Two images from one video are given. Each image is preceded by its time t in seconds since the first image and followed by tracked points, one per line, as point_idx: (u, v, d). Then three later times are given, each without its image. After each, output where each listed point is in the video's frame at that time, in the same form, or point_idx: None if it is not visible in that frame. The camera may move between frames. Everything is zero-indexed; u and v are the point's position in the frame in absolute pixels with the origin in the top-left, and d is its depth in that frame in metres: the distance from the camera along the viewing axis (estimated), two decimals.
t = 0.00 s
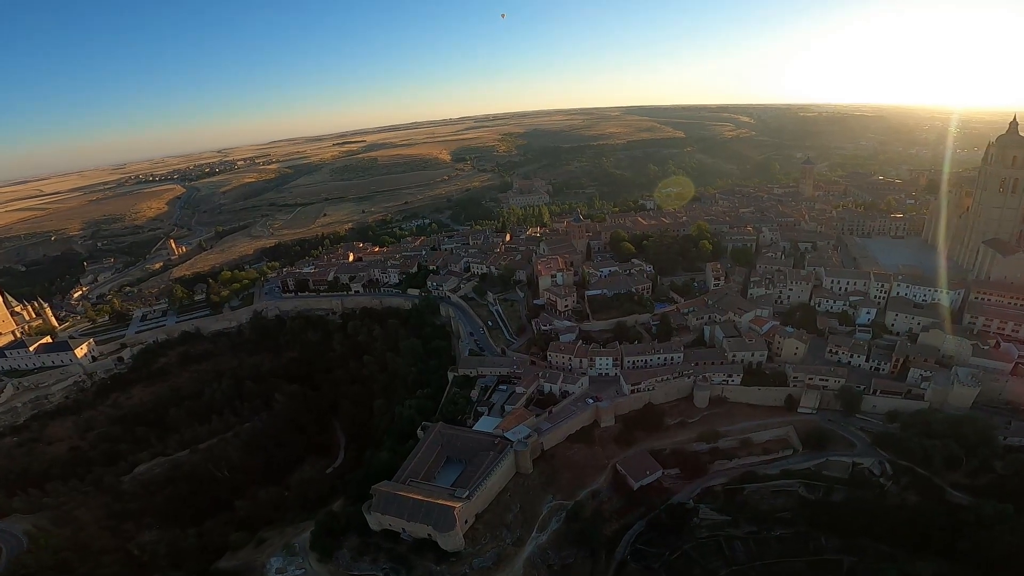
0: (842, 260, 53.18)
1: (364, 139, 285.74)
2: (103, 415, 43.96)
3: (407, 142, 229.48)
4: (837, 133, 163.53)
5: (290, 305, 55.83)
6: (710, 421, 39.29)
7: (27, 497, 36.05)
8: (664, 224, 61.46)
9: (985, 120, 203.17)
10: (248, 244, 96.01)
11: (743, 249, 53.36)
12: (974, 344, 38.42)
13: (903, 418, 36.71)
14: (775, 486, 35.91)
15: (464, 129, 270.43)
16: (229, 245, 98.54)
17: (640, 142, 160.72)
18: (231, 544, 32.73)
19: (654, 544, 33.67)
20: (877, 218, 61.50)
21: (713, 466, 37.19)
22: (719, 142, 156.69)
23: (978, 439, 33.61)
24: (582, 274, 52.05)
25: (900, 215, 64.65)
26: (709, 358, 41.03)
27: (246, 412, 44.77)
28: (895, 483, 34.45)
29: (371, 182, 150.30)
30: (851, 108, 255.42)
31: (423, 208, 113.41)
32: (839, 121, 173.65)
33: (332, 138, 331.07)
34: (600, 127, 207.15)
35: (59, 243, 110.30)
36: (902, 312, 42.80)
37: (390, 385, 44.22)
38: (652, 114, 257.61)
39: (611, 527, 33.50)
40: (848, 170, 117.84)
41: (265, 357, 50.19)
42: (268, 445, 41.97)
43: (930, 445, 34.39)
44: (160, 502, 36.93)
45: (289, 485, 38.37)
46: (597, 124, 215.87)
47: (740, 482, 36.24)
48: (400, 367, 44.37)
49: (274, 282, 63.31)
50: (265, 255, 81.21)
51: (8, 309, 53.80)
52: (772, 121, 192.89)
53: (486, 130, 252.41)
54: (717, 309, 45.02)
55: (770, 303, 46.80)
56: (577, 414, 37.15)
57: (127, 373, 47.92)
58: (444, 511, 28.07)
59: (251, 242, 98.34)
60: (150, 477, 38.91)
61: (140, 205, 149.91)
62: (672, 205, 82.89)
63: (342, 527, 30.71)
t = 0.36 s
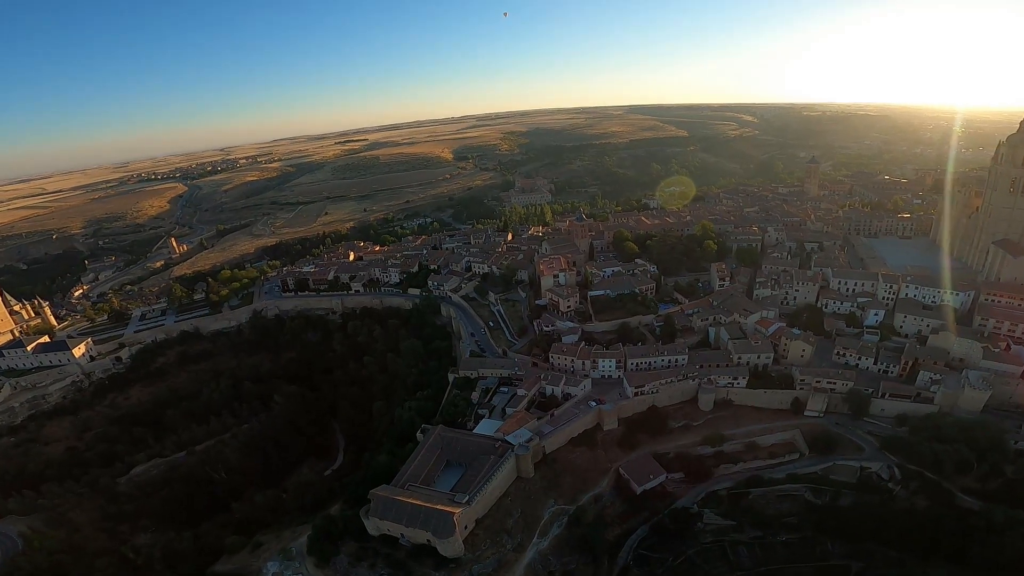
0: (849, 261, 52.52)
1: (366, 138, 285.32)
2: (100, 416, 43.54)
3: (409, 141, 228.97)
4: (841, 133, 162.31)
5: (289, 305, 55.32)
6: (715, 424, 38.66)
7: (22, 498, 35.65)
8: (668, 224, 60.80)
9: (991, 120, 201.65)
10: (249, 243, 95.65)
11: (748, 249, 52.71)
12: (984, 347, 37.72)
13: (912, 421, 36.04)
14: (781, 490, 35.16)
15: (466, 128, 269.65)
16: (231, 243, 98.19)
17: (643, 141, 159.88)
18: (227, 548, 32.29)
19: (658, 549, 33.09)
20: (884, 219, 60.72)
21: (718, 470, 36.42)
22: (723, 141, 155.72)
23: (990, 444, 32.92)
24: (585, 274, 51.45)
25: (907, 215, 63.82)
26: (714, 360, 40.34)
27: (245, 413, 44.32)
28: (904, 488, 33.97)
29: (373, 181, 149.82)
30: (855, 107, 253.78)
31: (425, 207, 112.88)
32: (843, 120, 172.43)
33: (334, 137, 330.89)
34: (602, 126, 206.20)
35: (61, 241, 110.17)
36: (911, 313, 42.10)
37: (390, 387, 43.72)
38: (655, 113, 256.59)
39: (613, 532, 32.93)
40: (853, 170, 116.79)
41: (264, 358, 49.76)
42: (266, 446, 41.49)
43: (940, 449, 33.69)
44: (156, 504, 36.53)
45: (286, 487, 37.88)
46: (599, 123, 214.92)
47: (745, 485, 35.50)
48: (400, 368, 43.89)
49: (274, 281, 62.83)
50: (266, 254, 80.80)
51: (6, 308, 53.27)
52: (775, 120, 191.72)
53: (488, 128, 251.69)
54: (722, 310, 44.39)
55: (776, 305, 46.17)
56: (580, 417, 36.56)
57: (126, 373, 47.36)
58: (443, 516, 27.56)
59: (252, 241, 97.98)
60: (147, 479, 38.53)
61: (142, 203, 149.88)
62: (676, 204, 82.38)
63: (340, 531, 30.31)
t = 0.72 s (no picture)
0: (859, 262, 51.73)
1: (371, 138, 285.48)
2: (102, 418, 43.23)
3: (413, 141, 228.83)
4: (849, 132, 160.75)
5: (292, 306, 54.90)
6: (723, 429, 37.99)
7: (21, 501, 35.36)
8: (674, 224, 60.05)
9: (1000, 119, 199.36)
10: (254, 243, 95.58)
11: (757, 251, 51.96)
12: (1000, 351, 36.97)
13: (925, 427, 35.36)
14: (791, 496, 34.62)
15: (470, 128, 269.23)
16: (234, 244, 98.10)
17: (648, 141, 158.87)
18: (227, 553, 31.91)
19: (663, 556, 32.65)
20: (895, 219, 59.76)
21: (726, 476, 35.76)
22: (729, 141, 154.52)
23: (1007, 450, 32.17)
24: (591, 276, 50.82)
25: (918, 215, 62.82)
26: (722, 364, 40.01)
27: (246, 416, 43.94)
28: (916, 494, 33.24)
29: (377, 181, 149.55)
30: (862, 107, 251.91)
31: (429, 207, 112.44)
32: (850, 119, 170.80)
33: (339, 137, 331.34)
34: (607, 126, 205.26)
35: (66, 242, 110.43)
36: (924, 316, 41.36)
37: (393, 390, 43.28)
38: (660, 112, 255.21)
39: (618, 539, 32.25)
40: (861, 169, 115.52)
41: (266, 360, 49.40)
42: (268, 450, 41.13)
43: (955, 455, 33.09)
44: (157, 508, 36.21)
45: (288, 491, 37.49)
46: (604, 123, 214.04)
47: (754, 492, 34.92)
48: (403, 371, 43.44)
49: (277, 282, 62.47)
50: (270, 255, 80.60)
51: (9, 309, 52.97)
52: (781, 119, 190.31)
53: (493, 128, 251.12)
54: (730, 313, 43.84)
55: (785, 307, 45.44)
56: (585, 421, 36.02)
57: (127, 375, 47.11)
58: (445, 524, 27.05)
59: (257, 241, 97.90)
60: (147, 483, 38.19)
61: (148, 204, 150.28)
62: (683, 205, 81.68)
63: (341, 538, 29.87)
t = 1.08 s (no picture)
0: (871, 266, 50.91)
1: (376, 140, 285.84)
2: (106, 422, 42.89)
3: (418, 143, 229.01)
4: (857, 133, 159.24)
5: (296, 310, 54.61)
6: (732, 437, 37.30)
7: (23, 506, 35.10)
8: (682, 227, 59.36)
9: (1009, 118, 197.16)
10: (259, 246, 95.56)
11: (766, 254, 51.22)
12: (1018, 356, 36.18)
13: (941, 434, 34.56)
14: (803, 504, 33.68)
15: (475, 130, 268.93)
16: (240, 246, 98.15)
17: (654, 142, 157.94)
18: (228, 561, 31.50)
19: (669, 566, 31.87)
20: (906, 221, 58.82)
21: (736, 484, 34.95)
22: (735, 142, 153.39)
23: None
24: (597, 279, 50.20)
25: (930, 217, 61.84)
26: (731, 370, 39.31)
27: (249, 421, 43.46)
28: (932, 502, 32.39)
29: (382, 183, 149.47)
30: (868, 107, 249.94)
31: (434, 210, 112.09)
32: (859, 120, 169.13)
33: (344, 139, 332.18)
34: (613, 127, 204.38)
35: (74, 244, 110.83)
36: (939, 321, 40.61)
37: (397, 396, 42.84)
38: (666, 113, 253.99)
39: (625, 549, 31.62)
40: (870, 170, 114.19)
41: (270, 364, 49.05)
42: (271, 456, 40.78)
43: (973, 463, 32.01)
44: (159, 513, 35.88)
45: (290, 497, 37.09)
46: (610, 124, 213.12)
47: (764, 499, 34.05)
48: (407, 377, 42.99)
49: (282, 285, 62.10)
50: (275, 257, 80.46)
51: (14, 311, 52.50)
52: (787, 120, 188.88)
53: (497, 130, 250.65)
54: (739, 317, 43.08)
55: (796, 312, 44.73)
56: (592, 428, 35.44)
57: (131, 379, 46.77)
58: (449, 534, 26.50)
59: (262, 244, 97.89)
60: (150, 488, 37.80)
61: (154, 206, 150.77)
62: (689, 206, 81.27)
63: (343, 547, 29.44)
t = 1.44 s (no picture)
0: (882, 267, 50.23)
1: (379, 140, 285.79)
2: (108, 424, 42.21)
3: (421, 143, 228.67)
4: (864, 131, 158.01)
5: (299, 312, 54.25)
6: (740, 442, 36.66)
7: (24, 509, 34.41)
8: (687, 228, 58.72)
9: (1017, 117, 195.19)
10: (263, 246, 95.37)
11: (774, 255, 50.60)
12: None
13: (955, 440, 33.90)
14: (812, 510, 33.15)
15: (478, 129, 268.36)
16: (244, 247, 97.92)
17: (659, 141, 157.14)
18: (229, 566, 31.09)
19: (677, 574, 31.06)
20: (916, 222, 58.03)
21: (743, 490, 34.31)
22: (741, 141, 152.37)
23: None
24: (602, 281, 49.59)
25: (940, 218, 61.01)
26: (739, 374, 38.78)
27: (251, 424, 43.00)
28: (945, 508, 31.65)
29: (386, 183, 149.20)
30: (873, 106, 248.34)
31: (438, 210, 111.71)
32: (865, 119, 167.81)
33: (348, 139, 332.20)
34: (617, 126, 203.50)
35: (78, 245, 110.75)
36: (952, 325, 39.97)
37: (400, 399, 42.40)
38: (670, 112, 252.94)
39: (631, 555, 31.09)
40: (877, 170, 113.23)
41: (272, 366, 48.57)
42: (272, 459, 40.48)
43: (988, 469, 31.46)
44: (160, 517, 35.49)
45: (292, 501, 36.68)
46: (614, 124, 212.25)
47: (772, 506, 33.41)
48: (409, 380, 42.51)
49: (284, 286, 61.64)
50: (278, 258, 80.16)
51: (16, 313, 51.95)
52: (792, 119, 187.69)
53: (501, 130, 250.10)
54: (747, 320, 42.68)
55: (805, 314, 44.19)
56: (597, 434, 34.90)
57: (134, 381, 45.89)
58: (451, 542, 26.00)
59: (266, 244, 97.71)
60: (151, 492, 37.39)
61: (158, 206, 150.79)
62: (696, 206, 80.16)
63: (345, 553, 29.02)
